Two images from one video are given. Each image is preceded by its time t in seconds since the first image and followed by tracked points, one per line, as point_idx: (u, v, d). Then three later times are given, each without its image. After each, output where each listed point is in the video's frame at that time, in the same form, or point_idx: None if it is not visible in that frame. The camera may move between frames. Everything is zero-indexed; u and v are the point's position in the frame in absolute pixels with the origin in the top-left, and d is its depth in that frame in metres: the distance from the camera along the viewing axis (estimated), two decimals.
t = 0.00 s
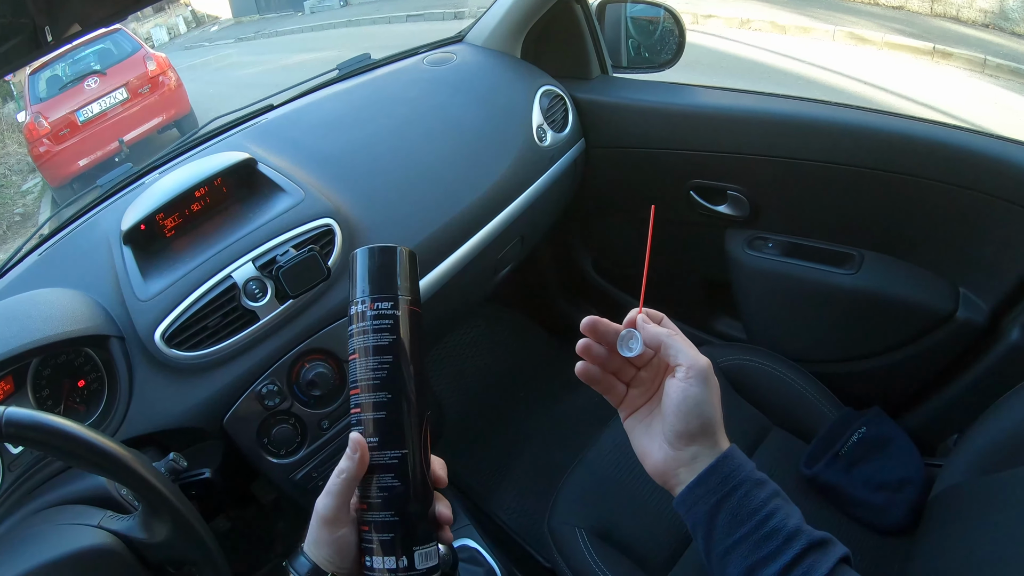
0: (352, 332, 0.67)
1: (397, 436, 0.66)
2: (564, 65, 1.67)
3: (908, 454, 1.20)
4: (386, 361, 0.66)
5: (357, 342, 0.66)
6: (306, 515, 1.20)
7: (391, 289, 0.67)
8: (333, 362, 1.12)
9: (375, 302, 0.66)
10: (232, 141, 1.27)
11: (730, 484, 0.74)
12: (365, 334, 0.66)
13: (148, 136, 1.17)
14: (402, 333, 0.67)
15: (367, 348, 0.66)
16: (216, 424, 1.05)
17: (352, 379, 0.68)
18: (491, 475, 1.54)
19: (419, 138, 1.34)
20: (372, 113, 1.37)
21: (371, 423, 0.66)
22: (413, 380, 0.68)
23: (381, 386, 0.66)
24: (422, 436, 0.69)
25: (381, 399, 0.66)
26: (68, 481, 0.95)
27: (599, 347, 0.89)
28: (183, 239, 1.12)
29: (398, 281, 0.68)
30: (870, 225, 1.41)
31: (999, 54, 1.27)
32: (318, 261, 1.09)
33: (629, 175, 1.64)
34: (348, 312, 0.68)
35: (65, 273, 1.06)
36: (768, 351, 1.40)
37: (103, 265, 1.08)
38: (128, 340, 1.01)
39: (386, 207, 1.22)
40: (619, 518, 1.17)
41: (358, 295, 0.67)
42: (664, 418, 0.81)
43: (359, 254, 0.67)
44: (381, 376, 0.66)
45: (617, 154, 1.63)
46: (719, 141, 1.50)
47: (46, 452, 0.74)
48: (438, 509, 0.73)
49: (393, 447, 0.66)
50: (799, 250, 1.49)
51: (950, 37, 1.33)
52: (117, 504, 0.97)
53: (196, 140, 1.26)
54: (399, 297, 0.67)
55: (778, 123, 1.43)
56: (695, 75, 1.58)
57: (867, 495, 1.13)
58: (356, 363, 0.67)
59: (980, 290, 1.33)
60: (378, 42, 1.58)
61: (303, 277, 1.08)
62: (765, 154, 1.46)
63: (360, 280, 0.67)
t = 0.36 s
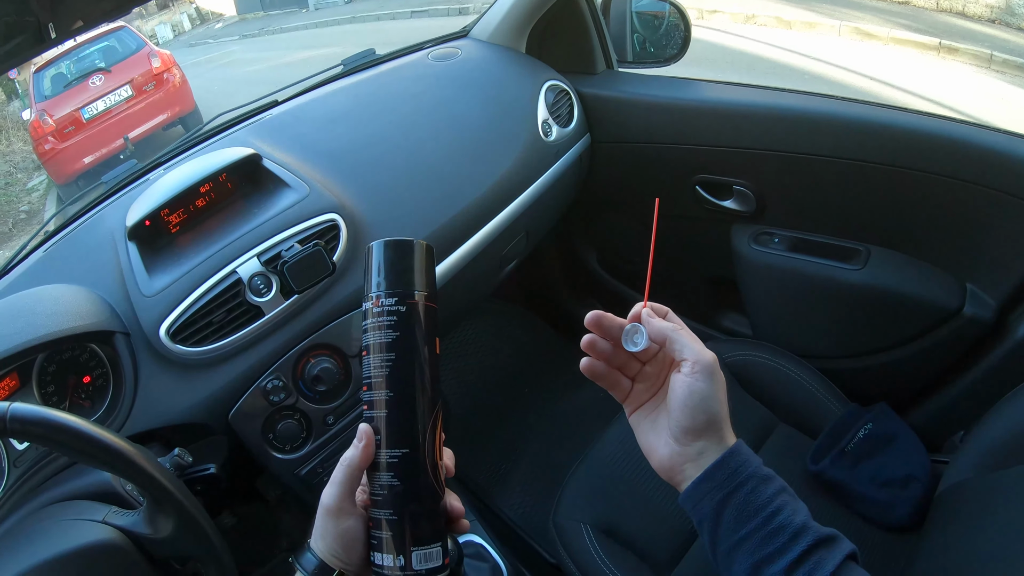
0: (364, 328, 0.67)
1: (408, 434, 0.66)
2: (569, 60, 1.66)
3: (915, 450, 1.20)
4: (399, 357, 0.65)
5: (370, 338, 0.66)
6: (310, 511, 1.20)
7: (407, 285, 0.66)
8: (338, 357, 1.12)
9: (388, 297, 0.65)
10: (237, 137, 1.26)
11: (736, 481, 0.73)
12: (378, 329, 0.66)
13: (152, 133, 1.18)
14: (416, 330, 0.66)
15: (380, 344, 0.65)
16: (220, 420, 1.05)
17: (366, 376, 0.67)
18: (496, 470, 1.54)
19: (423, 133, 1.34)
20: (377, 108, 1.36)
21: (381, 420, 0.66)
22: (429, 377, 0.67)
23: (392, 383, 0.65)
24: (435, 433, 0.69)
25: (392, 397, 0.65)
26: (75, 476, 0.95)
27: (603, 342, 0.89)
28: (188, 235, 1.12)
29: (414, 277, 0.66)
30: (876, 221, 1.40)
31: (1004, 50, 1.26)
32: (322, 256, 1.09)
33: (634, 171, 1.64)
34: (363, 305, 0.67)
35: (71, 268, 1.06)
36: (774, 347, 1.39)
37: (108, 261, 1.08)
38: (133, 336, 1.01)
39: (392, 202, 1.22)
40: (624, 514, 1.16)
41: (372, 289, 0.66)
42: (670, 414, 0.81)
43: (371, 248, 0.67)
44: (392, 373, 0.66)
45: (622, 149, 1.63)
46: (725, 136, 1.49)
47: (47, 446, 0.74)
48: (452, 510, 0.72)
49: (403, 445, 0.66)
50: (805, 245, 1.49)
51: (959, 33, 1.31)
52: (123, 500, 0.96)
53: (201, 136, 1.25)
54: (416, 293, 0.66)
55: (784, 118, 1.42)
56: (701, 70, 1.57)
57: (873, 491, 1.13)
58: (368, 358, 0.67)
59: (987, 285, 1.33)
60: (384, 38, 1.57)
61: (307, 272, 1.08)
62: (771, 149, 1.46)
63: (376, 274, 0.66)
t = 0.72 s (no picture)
0: (360, 328, 0.66)
1: (405, 435, 0.66)
2: (571, 61, 1.66)
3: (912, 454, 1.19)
4: (395, 358, 0.65)
5: (366, 338, 0.66)
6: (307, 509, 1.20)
7: (403, 284, 0.65)
8: (335, 355, 1.12)
9: (384, 297, 0.65)
10: (238, 135, 1.26)
11: (755, 472, 0.72)
12: (374, 329, 0.65)
13: (155, 130, 1.19)
14: (413, 330, 0.65)
15: (376, 344, 0.65)
16: (218, 417, 1.05)
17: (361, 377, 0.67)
18: (494, 470, 1.54)
19: (424, 132, 1.34)
20: (377, 107, 1.36)
21: (379, 421, 0.66)
22: (425, 377, 0.67)
23: (389, 384, 0.65)
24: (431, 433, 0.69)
25: (390, 398, 0.65)
26: (72, 470, 0.95)
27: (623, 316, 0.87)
28: (187, 232, 1.12)
29: (408, 276, 0.66)
30: (877, 225, 1.40)
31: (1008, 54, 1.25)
32: (321, 254, 1.09)
33: (635, 172, 1.64)
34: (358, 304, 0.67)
35: (69, 264, 1.06)
36: (774, 350, 1.39)
37: (108, 258, 1.08)
38: (131, 332, 1.01)
39: (392, 201, 1.22)
40: (621, 515, 1.16)
41: (368, 288, 0.66)
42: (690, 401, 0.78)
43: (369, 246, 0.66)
44: (388, 374, 0.65)
45: (623, 150, 1.63)
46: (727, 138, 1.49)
47: (45, 441, 0.74)
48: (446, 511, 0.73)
49: (400, 446, 0.66)
50: (805, 248, 1.49)
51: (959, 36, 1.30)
52: (118, 495, 0.96)
53: (203, 133, 1.25)
54: (412, 292, 0.66)
55: (785, 121, 1.42)
56: (703, 72, 1.57)
57: (870, 495, 1.12)
58: (365, 358, 0.67)
59: (986, 289, 1.32)
60: (386, 38, 1.56)
61: (306, 269, 1.08)
62: (772, 152, 1.45)
63: (371, 273, 0.66)
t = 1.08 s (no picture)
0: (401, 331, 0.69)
1: (443, 439, 0.70)
2: (584, 65, 1.68)
3: (918, 459, 1.21)
4: (432, 366, 0.68)
5: (405, 345, 0.69)
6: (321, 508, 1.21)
7: (440, 293, 0.68)
8: (355, 355, 1.13)
9: (422, 306, 0.68)
10: (256, 133, 1.28)
11: (693, 528, 0.77)
12: (413, 337, 0.68)
13: (160, 126, 1.18)
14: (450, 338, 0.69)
15: (415, 352, 0.68)
16: (237, 414, 1.06)
17: (400, 380, 0.70)
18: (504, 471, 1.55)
19: (440, 135, 1.35)
20: (394, 109, 1.38)
21: (418, 426, 0.70)
22: (461, 382, 0.71)
23: (427, 390, 0.69)
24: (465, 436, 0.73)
25: (429, 405, 0.69)
26: (93, 467, 0.97)
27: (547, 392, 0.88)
28: (205, 230, 1.14)
29: (450, 284, 0.69)
30: (886, 232, 1.42)
31: (1012, 63, 1.29)
32: (343, 253, 1.11)
33: (647, 176, 1.65)
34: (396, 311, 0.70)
35: (87, 260, 1.08)
36: (781, 353, 1.41)
37: (125, 254, 1.10)
38: (150, 328, 1.03)
39: (408, 201, 1.24)
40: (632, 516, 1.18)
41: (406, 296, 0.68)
42: (613, 478, 0.82)
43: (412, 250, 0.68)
44: (428, 381, 0.69)
45: (634, 154, 1.65)
46: (739, 144, 1.51)
47: (73, 438, 0.76)
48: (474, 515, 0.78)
49: (439, 450, 0.70)
50: (814, 254, 1.50)
51: (966, 44, 1.34)
52: (141, 492, 0.98)
53: (213, 133, 1.27)
54: (450, 301, 0.68)
55: (796, 128, 1.44)
56: (716, 78, 1.59)
57: (877, 497, 1.14)
58: (404, 364, 0.70)
59: (992, 297, 1.34)
60: (397, 38, 1.59)
61: (328, 270, 1.10)
62: (780, 158, 1.47)
63: (409, 282, 0.68)
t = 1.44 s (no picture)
0: (417, 338, 0.72)
1: (450, 439, 0.74)
2: (585, 69, 1.69)
3: (911, 466, 1.22)
4: (444, 370, 0.72)
5: (416, 350, 0.72)
6: (318, 507, 1.21)
7: (451, 303, 0.71)
8: (354, 355, 1.14)
9: (432, 314, 0.71)
10: (258, 132, 1.29)
11: (671, 551, 0.76)
12: (425, 344, 0.72)
13: (161, 123, 1.19)
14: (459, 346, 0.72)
15: (426, 358, 0.72)
16: (236, 412, 1.07)
17: (414, 387, 0.73)
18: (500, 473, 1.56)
19: (442, 137, 1.36)
20: (396, 111, 1.39)
21: (426, 428, 0.74)
22: (469, 388, 0.74)
23: (438, 393, 0.73)
24: (472, 439, 0.77)
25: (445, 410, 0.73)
26: (93, 462, 0.98)
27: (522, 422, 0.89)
28: (207, 228, 1.15)
29: (465, 292, 0.72)
30: (883, 240, 1.43)
31: (1011, 73, 1.32)
32: (345, 253, 1.12)
33: (648, 181, 1.66)
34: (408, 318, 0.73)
35: (89, 255, 1.09)
36: (777, 359, 1.42)
37: (127, 250, 1.10)
38: (151, 325, 1.03)
39: (410, 202, 1.25)
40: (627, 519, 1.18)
41: (417, 304, 0.71)
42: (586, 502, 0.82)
43: (429, 260, 0.70)
44: (444, 388, 0.73)
45: (635, 158, 1.65)
46: (739, 151, 1.52)
47: (72, 433, 0.76)
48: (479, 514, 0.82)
49: (445, 450, 0.74)
50: (812, 261, 1.51)
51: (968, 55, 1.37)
52: (141, 489, 0.98)
53: (214, 131, 1.27)
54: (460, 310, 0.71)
55: (795, 135, 1.45)
56: (717, 84, 1.60)
57: (870, 503, 1.15)
58: (419, 370, 0.73)
59: (987, 306, 1.36)
60: (400, 39, 1.60)
61: (329, 270, 1.11)
62: (779, 166, 1.49)
63: (423, 290, 0.71)
